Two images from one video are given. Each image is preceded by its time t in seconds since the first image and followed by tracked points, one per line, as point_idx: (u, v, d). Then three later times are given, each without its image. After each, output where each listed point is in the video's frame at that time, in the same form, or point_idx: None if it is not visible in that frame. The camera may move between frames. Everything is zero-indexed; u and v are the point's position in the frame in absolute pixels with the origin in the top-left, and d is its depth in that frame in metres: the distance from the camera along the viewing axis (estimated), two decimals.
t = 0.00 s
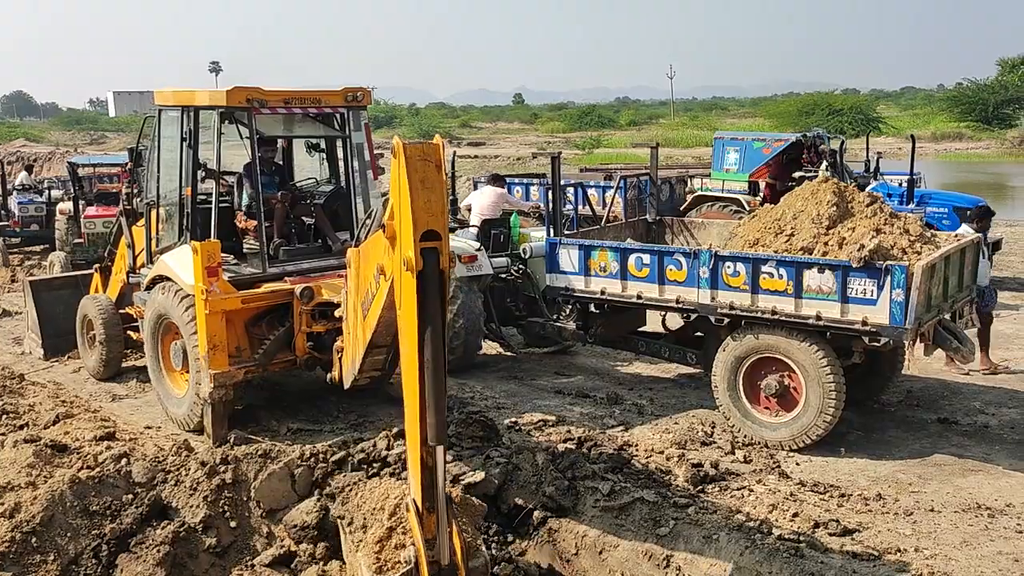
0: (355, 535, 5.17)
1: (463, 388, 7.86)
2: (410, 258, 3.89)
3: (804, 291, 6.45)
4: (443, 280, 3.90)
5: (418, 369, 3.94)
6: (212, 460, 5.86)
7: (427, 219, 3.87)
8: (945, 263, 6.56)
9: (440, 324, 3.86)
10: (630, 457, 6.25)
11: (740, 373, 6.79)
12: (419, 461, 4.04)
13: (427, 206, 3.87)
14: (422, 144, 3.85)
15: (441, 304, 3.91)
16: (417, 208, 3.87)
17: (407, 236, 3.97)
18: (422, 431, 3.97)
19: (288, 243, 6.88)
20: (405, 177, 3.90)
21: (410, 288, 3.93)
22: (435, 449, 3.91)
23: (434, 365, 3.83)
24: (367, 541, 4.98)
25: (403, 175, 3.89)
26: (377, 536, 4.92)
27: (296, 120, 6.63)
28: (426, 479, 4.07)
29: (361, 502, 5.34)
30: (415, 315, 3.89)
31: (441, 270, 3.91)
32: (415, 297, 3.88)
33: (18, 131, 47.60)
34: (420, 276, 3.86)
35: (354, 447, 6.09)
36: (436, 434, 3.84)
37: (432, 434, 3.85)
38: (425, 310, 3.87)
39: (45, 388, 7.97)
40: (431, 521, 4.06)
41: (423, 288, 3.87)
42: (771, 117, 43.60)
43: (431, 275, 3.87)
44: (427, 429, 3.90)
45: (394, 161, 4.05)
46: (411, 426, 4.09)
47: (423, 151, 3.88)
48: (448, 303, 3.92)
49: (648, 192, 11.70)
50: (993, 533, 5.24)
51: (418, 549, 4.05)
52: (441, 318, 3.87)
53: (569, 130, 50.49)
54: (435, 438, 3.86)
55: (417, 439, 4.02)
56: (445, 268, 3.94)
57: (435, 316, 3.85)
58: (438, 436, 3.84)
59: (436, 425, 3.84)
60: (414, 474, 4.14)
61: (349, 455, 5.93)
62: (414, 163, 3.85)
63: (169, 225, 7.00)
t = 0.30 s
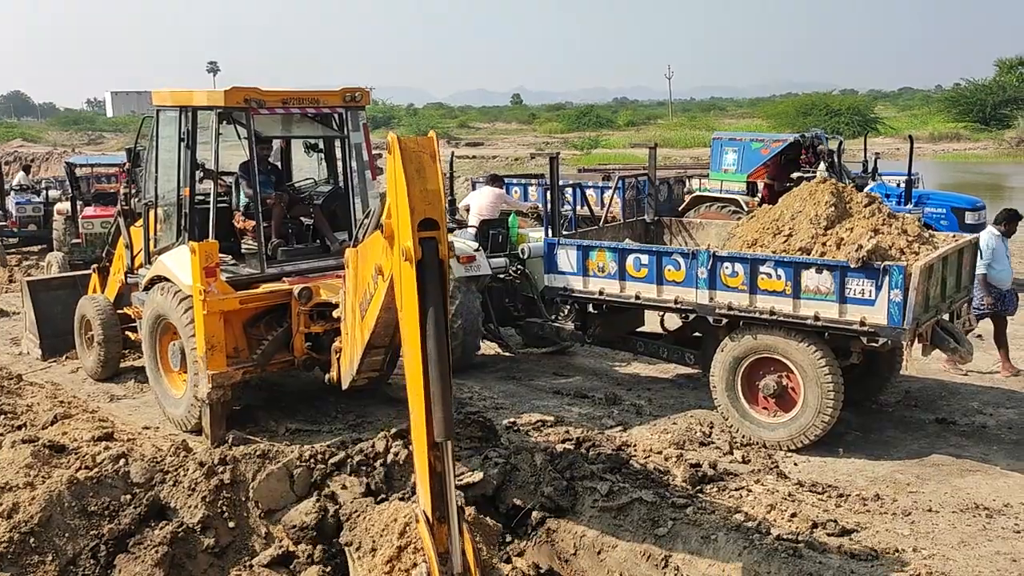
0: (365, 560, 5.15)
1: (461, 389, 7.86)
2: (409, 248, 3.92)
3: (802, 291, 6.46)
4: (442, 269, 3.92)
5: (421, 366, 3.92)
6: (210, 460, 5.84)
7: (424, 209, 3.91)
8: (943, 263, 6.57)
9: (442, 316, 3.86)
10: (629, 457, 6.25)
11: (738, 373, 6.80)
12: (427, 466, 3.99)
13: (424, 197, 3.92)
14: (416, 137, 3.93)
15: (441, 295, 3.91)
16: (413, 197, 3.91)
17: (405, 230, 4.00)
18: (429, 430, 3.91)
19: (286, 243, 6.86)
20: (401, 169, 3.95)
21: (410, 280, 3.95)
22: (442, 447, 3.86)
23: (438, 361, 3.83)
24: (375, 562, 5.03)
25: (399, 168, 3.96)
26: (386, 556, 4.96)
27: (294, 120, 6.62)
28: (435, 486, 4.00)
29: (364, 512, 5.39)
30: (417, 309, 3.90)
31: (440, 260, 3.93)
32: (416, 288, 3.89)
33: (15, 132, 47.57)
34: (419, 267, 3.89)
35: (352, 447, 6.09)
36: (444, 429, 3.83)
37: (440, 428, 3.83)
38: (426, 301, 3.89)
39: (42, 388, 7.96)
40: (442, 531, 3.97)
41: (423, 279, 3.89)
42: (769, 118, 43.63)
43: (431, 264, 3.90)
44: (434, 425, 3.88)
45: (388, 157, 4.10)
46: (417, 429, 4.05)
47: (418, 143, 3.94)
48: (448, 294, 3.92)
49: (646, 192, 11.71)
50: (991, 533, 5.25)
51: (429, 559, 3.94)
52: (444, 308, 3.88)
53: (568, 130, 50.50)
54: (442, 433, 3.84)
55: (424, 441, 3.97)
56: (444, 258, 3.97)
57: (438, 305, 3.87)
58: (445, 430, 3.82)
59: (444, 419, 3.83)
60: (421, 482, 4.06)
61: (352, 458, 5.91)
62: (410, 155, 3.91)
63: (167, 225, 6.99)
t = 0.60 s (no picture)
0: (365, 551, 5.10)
1: (461, 389, 7.85)
2: (407, 233, 3.98)
3: (802, 292, 6.45)
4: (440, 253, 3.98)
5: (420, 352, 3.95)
6: (210, 460, 5.83)
7: (421, 195, 3.98)
8: (943, 264, 6.57)
9: (440, 298, 3.91)
10: (629, 458, 6.24)
11: (738, 373, 6.79)
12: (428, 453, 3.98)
13: (421, 183, 4.00)
14: (414, 127, 4.02)
15: (439, 278, 3.95)
16: (411, 183, 3.98)
17: (402, 217, 4.06)
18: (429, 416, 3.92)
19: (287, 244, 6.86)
20: (398, 155, 4.02)
21: (408, 264, 4.00)
22: (443, 432, 3.86)
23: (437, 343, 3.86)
24: (377, 558, 4.93)
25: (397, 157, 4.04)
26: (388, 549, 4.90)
27: (295, 120, 6.62)
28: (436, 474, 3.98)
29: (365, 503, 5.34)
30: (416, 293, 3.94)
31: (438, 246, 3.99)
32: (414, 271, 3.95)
33: (14, 132, 47.54)
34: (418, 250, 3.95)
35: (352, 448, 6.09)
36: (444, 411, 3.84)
37: (440, 410, 3.85)
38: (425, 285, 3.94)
39: (42, 388, 7.96)
40: (445, 522, 3.94)
41: (422, 263, 3.95)
42: (769, 119, 43.63)
43: (428, 248, 3.96)
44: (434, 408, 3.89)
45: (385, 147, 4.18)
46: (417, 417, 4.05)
47: (415, 131, 4.02)
48: (447, 279, 3.97)
49: (646, 192, 11.70)
50: (991, 533, 5.25)
51: (432, 548, 3.91)
52: (442, 290, 3.93)
53: (568, 131, 50.49)
54: (443, 416, 3.85)
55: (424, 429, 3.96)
56: (442, 242, 4.02)
57: (436, 288, 3.92)
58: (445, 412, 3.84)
59: (444, 401, 3.84)
60: (424, 474, 4.04)
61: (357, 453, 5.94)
62: (407, 141, 3.98)
63: (167, 225, 6.99)
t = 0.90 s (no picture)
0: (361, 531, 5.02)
1: (461, 390, 7.85)
2: (401, 198, 4.02)
3: (803, 292, 6.45)
4: (434, 219, 4.00)
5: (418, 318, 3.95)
6: (210, 461, 5.81)
7: (415, 160, 4.02)
8: (944, 264, 6.57)
9: (436, 262, 3.93)
10: (630, 458, 6.23)
11: (740, 374, 6.79)
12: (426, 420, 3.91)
13: (415, 151, 4.04)
14: (407, 97, 4.10)
15: (434, 242, 3.98)
16: (404, 150, 4.03)
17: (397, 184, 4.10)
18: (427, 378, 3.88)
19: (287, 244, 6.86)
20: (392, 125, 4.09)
21: (404, 231, 4.03)
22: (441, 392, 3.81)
23: (434, 307, 3.87)
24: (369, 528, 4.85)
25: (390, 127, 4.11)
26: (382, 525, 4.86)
27: (295, 121, 6.61)
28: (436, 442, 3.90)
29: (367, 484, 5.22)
30: (412, 260, 3.96)
31: (433, 211, 4.02)
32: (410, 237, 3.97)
33: (15, 133, 47.62)
34: (412, 216, 3.97)
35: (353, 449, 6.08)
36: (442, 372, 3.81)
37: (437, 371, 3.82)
38: (421, 251, 3.96)
39: (43, 389, 7.96)
40: (444, 489, 3.81)
41: (417, 227, 3.98)
42: (769, 119, 43.63)
43: (423, 214, 3.99)
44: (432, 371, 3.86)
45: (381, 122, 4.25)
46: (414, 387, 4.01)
47: (409, 102, 4.10)
48: (442, 243, 3.99)
49: (647, 193, 11.71)
50: (992, 534, 5.24)
51: (432, 514, 3.77)
52: (437, 255, 3.95)
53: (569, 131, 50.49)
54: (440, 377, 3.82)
55: (422, 394, 3.90)
56: (437, 210, 4.05)
57: (432, 252, 3.95)
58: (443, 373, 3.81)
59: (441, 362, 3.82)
60: (423, 443, 3.96)
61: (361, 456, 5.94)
62: (401, 110, 4.06)
63: (168, 226, 6.99)
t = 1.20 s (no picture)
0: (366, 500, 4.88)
1: (462, 392, 7.85)
2: (400, 186, 4.05)
3: (805, 294, 6.45)
4: (434, 207, 4.03)
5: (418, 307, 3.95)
6: (212, 462, 5.80)
7: (414, 149, 4.06)
8: (946, 266, 6.56)
9: (435, 250, 3.95)
10: (631, 460, 6.22)
11: (741, 376, 6.79)
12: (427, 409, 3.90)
13: (415, 140, 4.08)
14: (406, 88, 4.16)
15: (434, 230, 4.00)
16: (404, 139, 4.06)
17: (397, 173, 4.13)
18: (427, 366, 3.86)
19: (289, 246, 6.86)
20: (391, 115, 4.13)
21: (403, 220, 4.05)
22: (441, 379, 3.80)
23: (434, 294, 3.88)
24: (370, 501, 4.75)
25: (389, 118, 4.16)
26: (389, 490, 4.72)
27: (297, 122, 6.68)
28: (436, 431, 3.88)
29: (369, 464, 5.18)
30: (411, 249, 3.98)
31: (432, 199, 4.05)
32: (410, 226, 3.99)
33: (16, 134, 47.61)
34: (411, 204, 4.00)
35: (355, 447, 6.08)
36: (442, 359, 3.81)
37: (437, 357, 3.81)
38: (421, 240, 3.98)
39: (44, 391, 7.96)
40: (445, 478, 3.76)
41: (416, 215, 4.00)
42: (770, 121, 43.62)
43: (422, 202, 4.02)
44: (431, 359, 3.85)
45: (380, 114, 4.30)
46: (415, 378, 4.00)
47: (408, 93, 4.15)
48: (441, 231, 4.01)
49: (649, 194, 11.73)
50: (994, 536, 5.24)
51: (432, 503, 3.71)
52: (437, 243, 3.97)
53: (570, 133, 50.49)
54: (440, 364, 3.81)
55: (422, 382, 3.88)
56: (437, 200, 4.08)
57: (432, 241, 3.97)
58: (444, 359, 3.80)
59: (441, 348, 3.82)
60: (423, 432, 3.93)
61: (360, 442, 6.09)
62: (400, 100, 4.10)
63: (170, 228, 6.99)
